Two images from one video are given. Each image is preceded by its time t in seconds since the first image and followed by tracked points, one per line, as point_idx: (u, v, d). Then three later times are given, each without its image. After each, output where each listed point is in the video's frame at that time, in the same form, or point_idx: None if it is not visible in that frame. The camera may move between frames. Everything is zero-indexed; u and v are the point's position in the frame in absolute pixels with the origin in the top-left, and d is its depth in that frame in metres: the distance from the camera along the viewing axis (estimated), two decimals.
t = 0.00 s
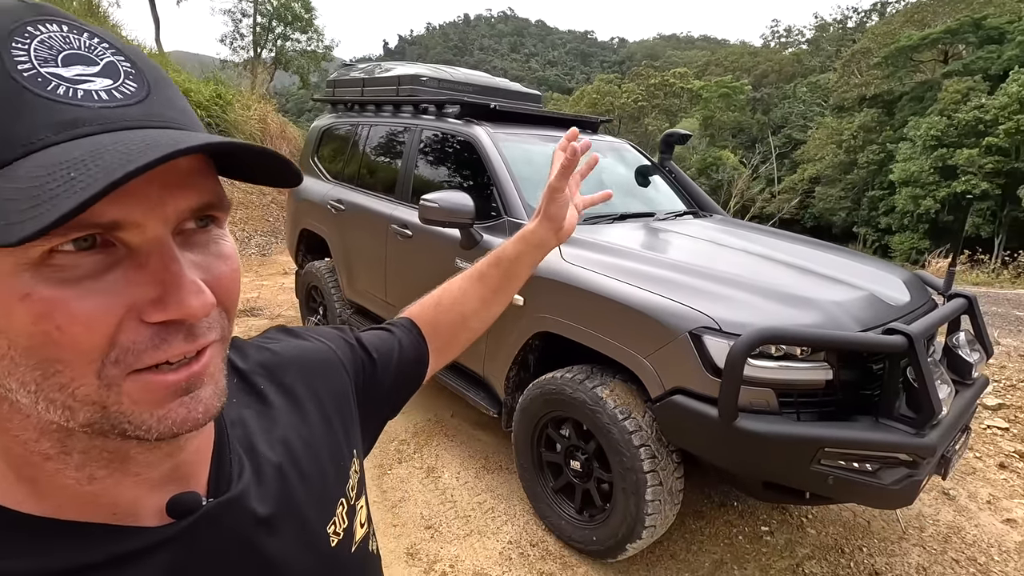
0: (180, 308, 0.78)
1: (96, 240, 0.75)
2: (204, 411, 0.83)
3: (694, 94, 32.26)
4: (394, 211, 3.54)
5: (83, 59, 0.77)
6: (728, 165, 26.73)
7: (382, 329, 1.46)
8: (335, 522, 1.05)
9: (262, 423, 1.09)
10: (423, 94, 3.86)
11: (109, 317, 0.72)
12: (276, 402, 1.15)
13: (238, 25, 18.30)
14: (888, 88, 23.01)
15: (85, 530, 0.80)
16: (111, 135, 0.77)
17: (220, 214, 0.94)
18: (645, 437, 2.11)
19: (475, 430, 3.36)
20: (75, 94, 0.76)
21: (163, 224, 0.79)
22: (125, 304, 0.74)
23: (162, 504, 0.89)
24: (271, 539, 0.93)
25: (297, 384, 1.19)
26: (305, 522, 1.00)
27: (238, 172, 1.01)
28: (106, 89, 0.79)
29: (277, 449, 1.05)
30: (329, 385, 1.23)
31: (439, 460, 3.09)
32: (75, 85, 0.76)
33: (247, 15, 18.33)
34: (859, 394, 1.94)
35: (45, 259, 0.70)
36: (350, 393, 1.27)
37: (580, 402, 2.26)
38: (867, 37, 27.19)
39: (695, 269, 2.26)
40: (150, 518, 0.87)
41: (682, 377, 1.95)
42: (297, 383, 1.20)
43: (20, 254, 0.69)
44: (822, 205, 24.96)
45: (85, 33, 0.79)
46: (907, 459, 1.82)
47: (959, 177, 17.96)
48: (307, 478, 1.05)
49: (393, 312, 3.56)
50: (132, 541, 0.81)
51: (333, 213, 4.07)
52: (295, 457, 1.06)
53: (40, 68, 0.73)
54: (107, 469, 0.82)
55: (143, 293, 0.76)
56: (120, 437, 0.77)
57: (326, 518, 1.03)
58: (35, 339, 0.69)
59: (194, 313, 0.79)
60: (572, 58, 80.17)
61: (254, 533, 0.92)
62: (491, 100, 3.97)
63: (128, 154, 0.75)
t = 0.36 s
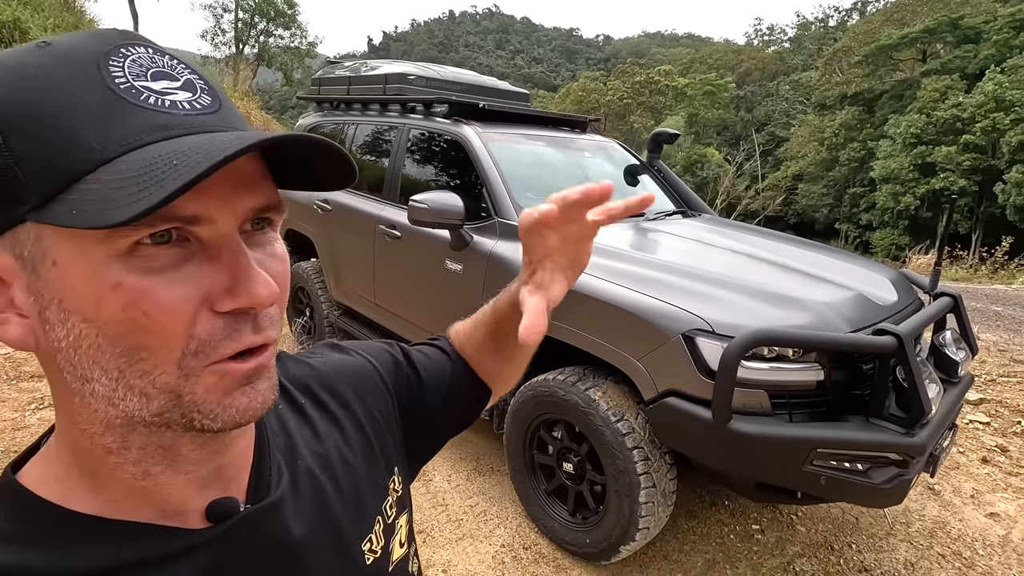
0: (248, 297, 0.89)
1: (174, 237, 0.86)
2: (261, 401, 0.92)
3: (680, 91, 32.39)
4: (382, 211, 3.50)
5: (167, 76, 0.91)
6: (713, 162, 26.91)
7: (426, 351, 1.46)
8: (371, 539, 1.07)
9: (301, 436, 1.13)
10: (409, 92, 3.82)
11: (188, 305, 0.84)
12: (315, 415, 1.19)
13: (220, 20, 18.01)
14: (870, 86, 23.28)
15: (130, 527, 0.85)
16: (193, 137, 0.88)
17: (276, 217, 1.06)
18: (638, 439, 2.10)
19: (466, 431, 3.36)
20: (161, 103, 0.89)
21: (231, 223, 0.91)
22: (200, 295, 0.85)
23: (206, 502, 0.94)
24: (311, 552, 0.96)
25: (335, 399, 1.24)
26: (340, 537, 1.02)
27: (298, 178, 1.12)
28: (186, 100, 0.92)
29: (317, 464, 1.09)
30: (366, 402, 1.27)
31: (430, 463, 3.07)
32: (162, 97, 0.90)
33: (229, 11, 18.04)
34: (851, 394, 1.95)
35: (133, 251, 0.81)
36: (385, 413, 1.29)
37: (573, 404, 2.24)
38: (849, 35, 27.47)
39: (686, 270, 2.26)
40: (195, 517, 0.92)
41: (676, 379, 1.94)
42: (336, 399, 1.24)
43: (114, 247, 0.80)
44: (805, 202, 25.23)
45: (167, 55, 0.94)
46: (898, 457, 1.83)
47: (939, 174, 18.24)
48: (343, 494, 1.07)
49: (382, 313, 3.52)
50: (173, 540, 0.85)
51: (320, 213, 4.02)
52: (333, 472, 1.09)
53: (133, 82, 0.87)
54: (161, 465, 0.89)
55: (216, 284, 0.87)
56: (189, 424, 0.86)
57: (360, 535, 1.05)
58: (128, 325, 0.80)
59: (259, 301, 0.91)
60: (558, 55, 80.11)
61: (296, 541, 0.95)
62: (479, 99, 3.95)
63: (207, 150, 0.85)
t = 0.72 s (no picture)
0: (241, 282, 0.90)
1: (171, 229, 0.89)
2: (279, 383, 0.92)
3: (669, 91, 32.49)
4: (374, 213, 3.47)
5: (153, 77, 0.93)
6: (702, 162, 27.00)
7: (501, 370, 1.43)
8: (410, 553, 1.07)
9: (352, 439, 1.15)
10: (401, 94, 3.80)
11: (182, 293, 0.86)
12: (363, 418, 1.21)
13: (207, 19, 17.82)
14: (857, 86, 23.49)
15: (181, 515, 0.88)
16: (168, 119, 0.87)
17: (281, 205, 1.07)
18: (635, 444, 2.09)
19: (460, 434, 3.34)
20: (143, 100, 0.90)
21: (223, 209, 0.92)
22: (196, 282, 0.87)
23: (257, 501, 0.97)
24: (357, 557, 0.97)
25: (381, 404, 1.26)
26: (384, 541, 1.03)
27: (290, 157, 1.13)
28: (171, 96, 0.92)
29: (367, 468, 1.10)
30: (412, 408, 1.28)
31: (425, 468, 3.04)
32: (145, 95, 0.90)
33: (215, 10, 17.84)
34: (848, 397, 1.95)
35: (130, 245, 0.85)
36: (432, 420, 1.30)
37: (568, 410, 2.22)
38: (836, 36, 27.72)
39: (682, 273, 2.25)
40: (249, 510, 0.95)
41: (673, 384, 1.93)
42: (383, 404, 1.26)
43: (111, 241, 0.84)
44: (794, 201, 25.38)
45: (160, 60, 0.96)
46: (895, 460, 1.83)
47: (925, 173, 18.42)
48: (388, 500, 1.08)
49: (375, 317, 3.48)
50: (220, 532, 0.88)
51: (310, 215, 3.98)
52: (378, 477, 1.10)
53: (120, 86, 0.90)
54: (208, 452, 0.93)
55: (210, 272, 0.89)
56: (208, 410, 0.89)
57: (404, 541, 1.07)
58: (129, 316, 0.84)
59: (251, 285, 0.91)
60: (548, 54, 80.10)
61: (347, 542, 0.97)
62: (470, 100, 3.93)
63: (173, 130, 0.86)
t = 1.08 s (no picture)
0: (266, 287, 0.89)
1: (209, 224, 0.89)
2: (288, 391, 0.90)
3: (661, 91, 32.55)
4: (363, 213, 3.44)
5: (212, 69, 0.94)
6: (694, 161, 27.06)
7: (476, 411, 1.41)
8: (395, 553, 1.07)
9: (349, 433, 1.14)
10: (390, 93, 3.77)
11: (212, 288, 0.86)
12: (361, 413, 1.21)
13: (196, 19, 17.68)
14: (847, 85, 23.62)
15: (178, 498, 0.87)
16: (225, 120, 0.89)
17: (318, 210, 1.06)
18: (625, 444, 2.07)
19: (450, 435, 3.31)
20: (200, 93, 0.91)
21: (260, 210, 0.93)
22: (226, 281, 0.87)
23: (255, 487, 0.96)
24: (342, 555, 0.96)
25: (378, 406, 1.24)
26: (369, 542, 1.02)
27: (336, 167, 1.11)
28: (226, 91, 0.93)
29: (360, 465, 1.10)
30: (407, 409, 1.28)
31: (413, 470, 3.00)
32: (202, 88, 0.92)
33: (204, 10, 17.69)
34: (836, 396, 1.94)
35: (168, 234, 0.86)
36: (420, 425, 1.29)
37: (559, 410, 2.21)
38: (826, 36, 27.87)
39: (673, 273, 2.23)
40: (243, 497, 0.94)
41: (662, 384, 1.92)
42: (382, 402, 1.25)
43: (148, 230, 0.85)
44: (785, 200, 25.48)
45: (221, 50, 0.97)
46: (883, 459, 1.83)
47: (914, 171, 18.54)
48: (377, 500, 1.07)
49: (365, 318, 3.45)
50: (216, 517, 0.87)
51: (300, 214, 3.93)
52: (372, 476, 1.10)
53: (179, 75, 0.91)
54: (210, 441, 0.90)
55: (239, 272, 0.89)
56: (219, 409, 0.87)
57: (387, 543, 1.06)
58: (159, 303, 0.84)
59: (276, 292, 0.90)
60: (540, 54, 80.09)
61: (336, 539, 0.96)
62: (459, 99, 3.90)
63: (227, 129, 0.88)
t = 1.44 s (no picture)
0: (248, 273, 0.87)
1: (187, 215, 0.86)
2: (273, 370, 0.88)
3: (658, 90, 32.53)
4: (353, 213, 3.42)
5: (185, 66, 0.92)
6: (691, 160, 27.04)
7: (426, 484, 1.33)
8: (375, 558, 1.03)
9: (335, 438, 1.14)
10: (381, 92, 3.75)
11: (193, 277, 0.83)
12: (348, 420, 1.20)
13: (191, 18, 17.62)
14: (844, 84, 23.64)
15: (156, 497, 0.85)
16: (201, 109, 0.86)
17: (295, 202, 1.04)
18: (614, 445, 2.06)
19: (442, 436, 3.29)
20: (174, 88, 0.89)
21: (239, 200, 0.90)
22: (205, 269, 0.85)
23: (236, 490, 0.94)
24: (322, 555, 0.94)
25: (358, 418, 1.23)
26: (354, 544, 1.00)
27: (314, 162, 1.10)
28: (199, 86, 0.91)
29: (346, 469, 1.09)
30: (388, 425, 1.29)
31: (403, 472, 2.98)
32: (175, 82, 0.89)
33: (200, 9, 17.63)
34: (826, 396, 1.93)
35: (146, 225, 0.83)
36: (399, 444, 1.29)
37: (547, 411, 2.20)
38: (823, 35, 27.87)
39: (662, 273, 2.22)
40: (223, 498, 0.92)
41: (650, 384, 1.90)
42: (366, 413, 1.26)
43: (126, 221, 0.82)
44: (782, 199, 25.48)
45: (192, 50, 0.95)
46: (872, 460, 1.82)
47: (912, 170, 18.55)
48: (362, 505, 1.06)
49: (356, 319, 3.42)
50: (192, 518, 0.85)
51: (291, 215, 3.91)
52: (358, 479, 1.09)
53: (152, 71, 0.89)
54: (190, 439, 0.88)
55: (219, 260, 0.87)
56: (202, 394, 0.85)
57: (373, 545, 1.03)
58: (136, 295, 0.81)
59: (259, 277, 0.88)
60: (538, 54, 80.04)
61: (319, 541, 0.95)
62: (451, 99, 3.88)
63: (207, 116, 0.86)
